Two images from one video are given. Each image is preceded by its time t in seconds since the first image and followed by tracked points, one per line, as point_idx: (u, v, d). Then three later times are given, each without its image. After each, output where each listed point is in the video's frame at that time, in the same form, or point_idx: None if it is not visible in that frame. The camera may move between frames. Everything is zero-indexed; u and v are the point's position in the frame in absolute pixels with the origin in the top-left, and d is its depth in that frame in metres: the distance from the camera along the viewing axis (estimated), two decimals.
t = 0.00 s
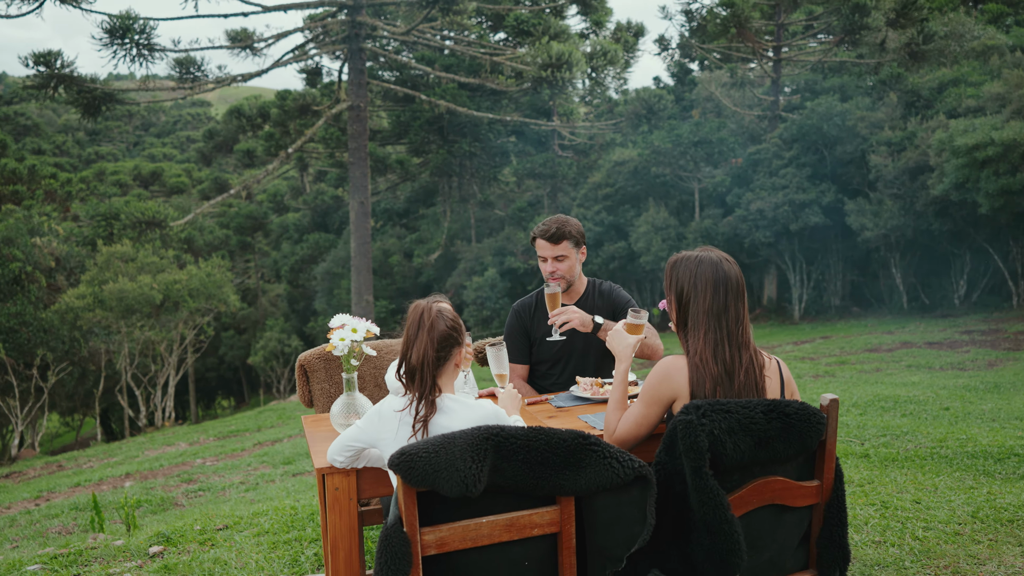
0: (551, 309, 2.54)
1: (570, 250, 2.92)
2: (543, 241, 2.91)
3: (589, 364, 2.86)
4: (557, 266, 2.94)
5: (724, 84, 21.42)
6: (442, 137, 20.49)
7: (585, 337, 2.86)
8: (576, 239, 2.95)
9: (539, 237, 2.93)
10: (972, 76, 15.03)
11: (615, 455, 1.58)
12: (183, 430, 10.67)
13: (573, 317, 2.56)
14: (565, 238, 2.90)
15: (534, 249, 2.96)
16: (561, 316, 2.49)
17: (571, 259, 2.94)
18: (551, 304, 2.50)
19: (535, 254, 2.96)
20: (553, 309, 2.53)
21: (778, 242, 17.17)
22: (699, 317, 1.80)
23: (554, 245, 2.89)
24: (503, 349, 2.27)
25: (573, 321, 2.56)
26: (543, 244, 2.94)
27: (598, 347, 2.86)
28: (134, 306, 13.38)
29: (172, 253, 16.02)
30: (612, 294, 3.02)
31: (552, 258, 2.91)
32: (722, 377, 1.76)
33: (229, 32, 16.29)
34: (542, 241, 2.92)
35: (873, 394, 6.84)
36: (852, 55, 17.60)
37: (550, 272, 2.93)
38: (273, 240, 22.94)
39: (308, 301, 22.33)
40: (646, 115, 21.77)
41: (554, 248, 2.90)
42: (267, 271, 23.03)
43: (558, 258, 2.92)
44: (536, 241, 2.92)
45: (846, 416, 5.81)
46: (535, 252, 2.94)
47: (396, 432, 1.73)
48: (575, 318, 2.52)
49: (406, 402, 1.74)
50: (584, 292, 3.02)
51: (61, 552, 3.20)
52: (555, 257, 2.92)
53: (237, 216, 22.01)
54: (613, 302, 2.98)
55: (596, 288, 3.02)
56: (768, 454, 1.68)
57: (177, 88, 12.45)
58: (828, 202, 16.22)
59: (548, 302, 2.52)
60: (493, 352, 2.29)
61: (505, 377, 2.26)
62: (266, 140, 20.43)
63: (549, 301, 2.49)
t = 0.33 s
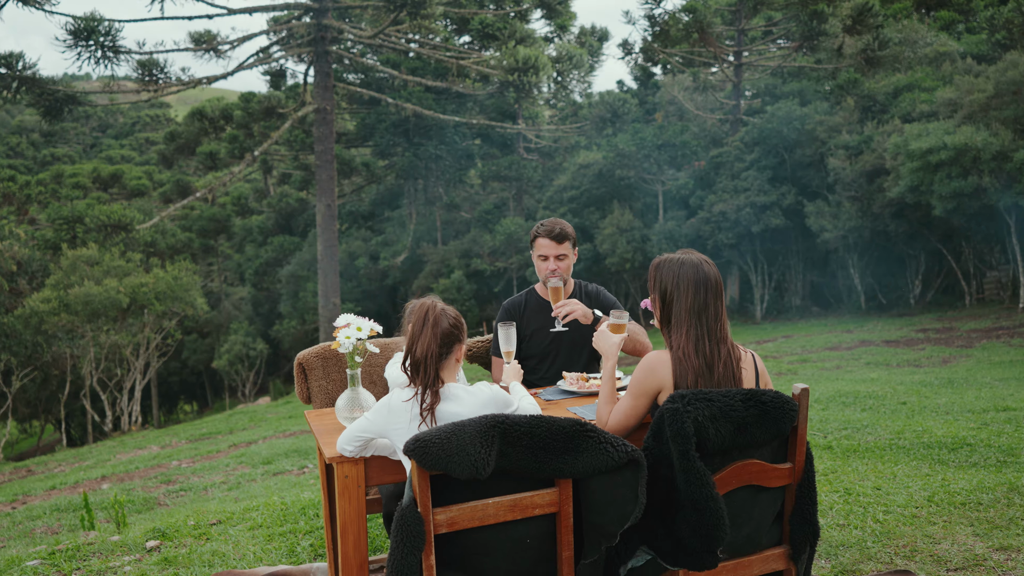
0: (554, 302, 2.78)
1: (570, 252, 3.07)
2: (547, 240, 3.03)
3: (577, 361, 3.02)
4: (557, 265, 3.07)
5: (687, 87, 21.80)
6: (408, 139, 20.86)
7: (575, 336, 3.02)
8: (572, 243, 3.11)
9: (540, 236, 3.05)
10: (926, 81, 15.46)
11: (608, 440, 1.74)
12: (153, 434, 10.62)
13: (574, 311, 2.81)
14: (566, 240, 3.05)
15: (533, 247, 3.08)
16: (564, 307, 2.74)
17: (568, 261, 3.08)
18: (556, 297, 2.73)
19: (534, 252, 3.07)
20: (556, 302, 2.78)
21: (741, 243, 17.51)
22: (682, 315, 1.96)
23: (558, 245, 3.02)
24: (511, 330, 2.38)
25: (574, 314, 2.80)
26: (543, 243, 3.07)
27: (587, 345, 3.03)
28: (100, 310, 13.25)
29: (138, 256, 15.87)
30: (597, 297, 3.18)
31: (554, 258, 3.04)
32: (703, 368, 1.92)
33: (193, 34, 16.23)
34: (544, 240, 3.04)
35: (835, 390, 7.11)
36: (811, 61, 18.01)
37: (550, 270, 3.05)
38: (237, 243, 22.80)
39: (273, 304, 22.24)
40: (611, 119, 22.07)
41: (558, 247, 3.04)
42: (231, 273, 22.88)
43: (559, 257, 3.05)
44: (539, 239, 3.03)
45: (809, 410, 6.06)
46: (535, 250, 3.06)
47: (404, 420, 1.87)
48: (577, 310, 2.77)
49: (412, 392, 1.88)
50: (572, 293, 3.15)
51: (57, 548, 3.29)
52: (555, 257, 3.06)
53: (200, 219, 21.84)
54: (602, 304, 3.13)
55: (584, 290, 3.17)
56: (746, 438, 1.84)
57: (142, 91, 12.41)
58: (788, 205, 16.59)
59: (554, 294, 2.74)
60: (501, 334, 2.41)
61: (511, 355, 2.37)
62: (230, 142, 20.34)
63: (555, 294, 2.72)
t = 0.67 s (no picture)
0: (548, 293, 2.97)
1: (560, 251, 3.27)
2: (540, 236, 3.22)
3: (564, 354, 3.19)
4: (549, 261, 3.26)
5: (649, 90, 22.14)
6: (373, 141, 21.01)
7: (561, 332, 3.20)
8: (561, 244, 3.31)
9: (534, 233, 3.24)
10: (881, 85, 15.95)
11: (604, 423, 1.90)
12: (122, 436, 10.59)
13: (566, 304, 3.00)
14: (557, 240, 3.26)
15: (527, 244, 3.27)
16: (560, 297, 2.94)
17: (558, 260, 3.28)
18: (551, 289, 2.92)
19: (527, 248, 3.25)
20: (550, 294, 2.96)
21: (704, 243, 17.84)
22: (667, 308, 2.12)
23: (550, 241, 3.22)
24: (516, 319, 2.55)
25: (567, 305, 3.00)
26: (536, 240, 3.26)
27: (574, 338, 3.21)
28: (65, 313, 13.15)
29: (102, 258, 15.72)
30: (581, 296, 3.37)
31: (547, 254, 3.24)
32: (686, 357, 2.10)
33: (157, 35, 16.16)
34: (538, 237, 3.24)
35: (798, 386, 7.37)
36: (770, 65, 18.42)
37: (542, 266, 3.24)
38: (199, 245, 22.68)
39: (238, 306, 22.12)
40: (576, 121, 22.33)
41: (551, 243, 3.23)
42: (195, 276, 22.73)
43: (552, 253, 3.25)
44: (534, 236, 3.22)
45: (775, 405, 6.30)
46: (529, 245, 3.24)
47: (414, 406, 2.03)
48: (571, 301, 2.96)
49: (421, 381, 2.03)
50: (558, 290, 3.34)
51: (58, 541, 3.39)
52: (546, 255, 3.25)
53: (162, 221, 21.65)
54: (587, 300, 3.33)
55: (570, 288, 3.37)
56: (726, 420, 2.01)
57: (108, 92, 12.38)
58: (749, 206, 16.97)
59: (550, 286, 2.93)
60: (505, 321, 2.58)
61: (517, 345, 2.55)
62: (193, 143, 20.23)
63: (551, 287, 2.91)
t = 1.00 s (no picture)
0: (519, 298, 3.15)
1: (535, 250, 3.42)
2: (516, 236, 3.37)
3: (539, 348, 3.40)
4: (525, 260, 3.41)
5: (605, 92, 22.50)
6: (331, 141, 21.07)
7: (537, 326, 3.39)
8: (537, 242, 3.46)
9: (510, 233, 3.39)
10: (830, 88, 16.43)
11: (588, 403, 2.09)
12: (82, 438, 10.52)
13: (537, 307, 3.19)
14: (532, 239, 3.40)
15: (504, 243, 3.43)
16: (529, 302, 3.12)
17: (534, 258, 3.44)
18: (522, 295, 3.10)
19: (504, 248, 3.41)
20: (522, 298, 3.14)
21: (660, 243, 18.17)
22: (643, 300, 2.31)
23: (526, 242, 3.36)
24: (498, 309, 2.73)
25: (538, 309, 3.18)
26: (512, 240, 3.42)
27: (550, 330, 3.41)
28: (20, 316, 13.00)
29: (57, 259, 15.50)
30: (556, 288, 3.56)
31: (522, 253, 3.39)
32: (661, 345, 2.29)
33: (111, 34, 16.00)
34: (514, 237, 3.39)
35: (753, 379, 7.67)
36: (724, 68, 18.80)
37: (517, 265, 3.40)
38: (153, 247, 22.31)
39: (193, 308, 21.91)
40: (534, 122, 22.59)
41: (526, 244, 3.38)
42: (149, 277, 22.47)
43: (527, 253, 3.40)
44: (510, 236, 3.38)
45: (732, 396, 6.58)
46: (505, 245, 3.40)
47: (413, 388, 2.22)
48: (540, 304, 3.15)
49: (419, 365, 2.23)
50: (535, 285, 3.52)
51: (48, 532, 3.50)
52: (523, 254, 3.40)
53: (115, 222, 21.33)
54: (562, 296, 3.53)
55: (545, 282, 3.54)
56: (698, 401, 2.20)
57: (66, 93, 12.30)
58: (704, 206, 17.34)
59: (520, 292, 3.10)
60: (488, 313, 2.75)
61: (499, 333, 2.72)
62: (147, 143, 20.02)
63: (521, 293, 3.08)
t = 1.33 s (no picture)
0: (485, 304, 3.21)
1: (505, 251, 3.45)
2: (484, 240, 3.37)
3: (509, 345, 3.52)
4: (494, 261, 3.43)
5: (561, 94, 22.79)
6: (287, 142, 21.00)
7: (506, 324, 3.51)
8: (506, 242, 3.48)
9: (479, 236, 3.39)
10: (780, 92, 16.90)
11: (569, 389, 2.27)
12: (40, 443, 10.43)
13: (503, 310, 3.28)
14: (500, 241, 3.43)
15: (474, 245, 3.43)
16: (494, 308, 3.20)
17: (504, 258, 3.47)
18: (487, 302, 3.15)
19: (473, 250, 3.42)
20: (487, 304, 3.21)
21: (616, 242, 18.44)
22: (617, 295, 2.51)
23: (494, 245, 3.38)
24: (480, 305, 2.90)
25: (503, 314, 3.28)
26: (482, 242, 3.41)
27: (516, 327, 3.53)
28: None
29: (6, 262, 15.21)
30: (524, 284, 3.65)
31: (490, 258, 3.40)
32: (633, 337, 2.48)
33: (62, 33, 15.76)
34: (483, 241, 3.39)
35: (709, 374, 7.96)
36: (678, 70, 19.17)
37: (486, 267, 3.41)
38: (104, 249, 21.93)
39: (147, 311, 21.63)
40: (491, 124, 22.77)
41: (494, 247, 3.39)
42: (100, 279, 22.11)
43: (496, 255, 3.41)
44: (479, 241, 3.36)
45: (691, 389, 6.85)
46: (473, 249, 3.40)
47: (406, 378, 2.40)
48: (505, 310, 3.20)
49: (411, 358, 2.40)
50: (504, 282, 3.58)
51: (35, 527, 3.59)
52: (491, 256, 3.43)
53: (64, 224, 20.95)
54: (531, 292, 3.61)
55: (515, 280, 3.62)
56: (668, 386, 2.40)
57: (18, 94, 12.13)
58: (659, 206, 17.67)
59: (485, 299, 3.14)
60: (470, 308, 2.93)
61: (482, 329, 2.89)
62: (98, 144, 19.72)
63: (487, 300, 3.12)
